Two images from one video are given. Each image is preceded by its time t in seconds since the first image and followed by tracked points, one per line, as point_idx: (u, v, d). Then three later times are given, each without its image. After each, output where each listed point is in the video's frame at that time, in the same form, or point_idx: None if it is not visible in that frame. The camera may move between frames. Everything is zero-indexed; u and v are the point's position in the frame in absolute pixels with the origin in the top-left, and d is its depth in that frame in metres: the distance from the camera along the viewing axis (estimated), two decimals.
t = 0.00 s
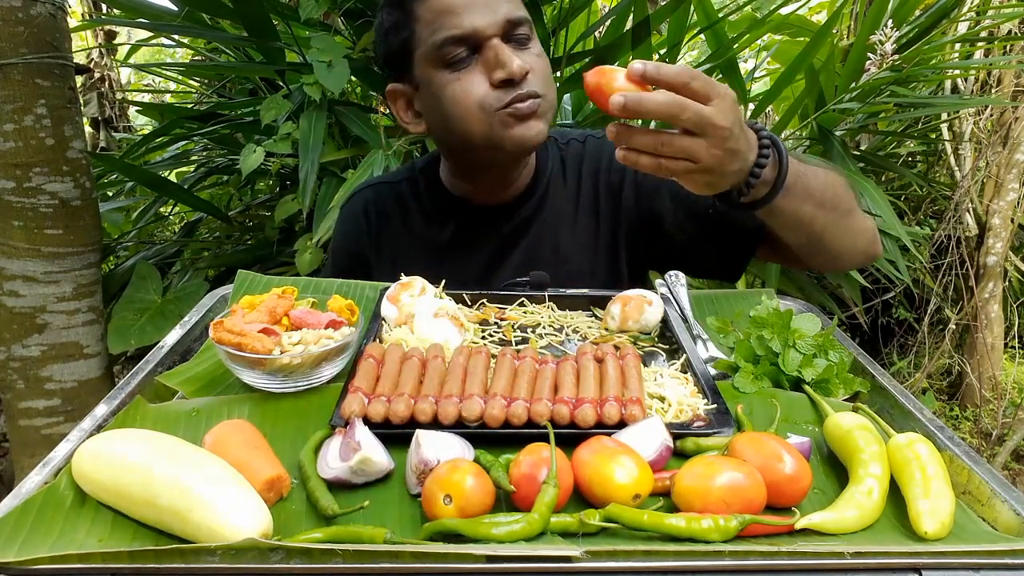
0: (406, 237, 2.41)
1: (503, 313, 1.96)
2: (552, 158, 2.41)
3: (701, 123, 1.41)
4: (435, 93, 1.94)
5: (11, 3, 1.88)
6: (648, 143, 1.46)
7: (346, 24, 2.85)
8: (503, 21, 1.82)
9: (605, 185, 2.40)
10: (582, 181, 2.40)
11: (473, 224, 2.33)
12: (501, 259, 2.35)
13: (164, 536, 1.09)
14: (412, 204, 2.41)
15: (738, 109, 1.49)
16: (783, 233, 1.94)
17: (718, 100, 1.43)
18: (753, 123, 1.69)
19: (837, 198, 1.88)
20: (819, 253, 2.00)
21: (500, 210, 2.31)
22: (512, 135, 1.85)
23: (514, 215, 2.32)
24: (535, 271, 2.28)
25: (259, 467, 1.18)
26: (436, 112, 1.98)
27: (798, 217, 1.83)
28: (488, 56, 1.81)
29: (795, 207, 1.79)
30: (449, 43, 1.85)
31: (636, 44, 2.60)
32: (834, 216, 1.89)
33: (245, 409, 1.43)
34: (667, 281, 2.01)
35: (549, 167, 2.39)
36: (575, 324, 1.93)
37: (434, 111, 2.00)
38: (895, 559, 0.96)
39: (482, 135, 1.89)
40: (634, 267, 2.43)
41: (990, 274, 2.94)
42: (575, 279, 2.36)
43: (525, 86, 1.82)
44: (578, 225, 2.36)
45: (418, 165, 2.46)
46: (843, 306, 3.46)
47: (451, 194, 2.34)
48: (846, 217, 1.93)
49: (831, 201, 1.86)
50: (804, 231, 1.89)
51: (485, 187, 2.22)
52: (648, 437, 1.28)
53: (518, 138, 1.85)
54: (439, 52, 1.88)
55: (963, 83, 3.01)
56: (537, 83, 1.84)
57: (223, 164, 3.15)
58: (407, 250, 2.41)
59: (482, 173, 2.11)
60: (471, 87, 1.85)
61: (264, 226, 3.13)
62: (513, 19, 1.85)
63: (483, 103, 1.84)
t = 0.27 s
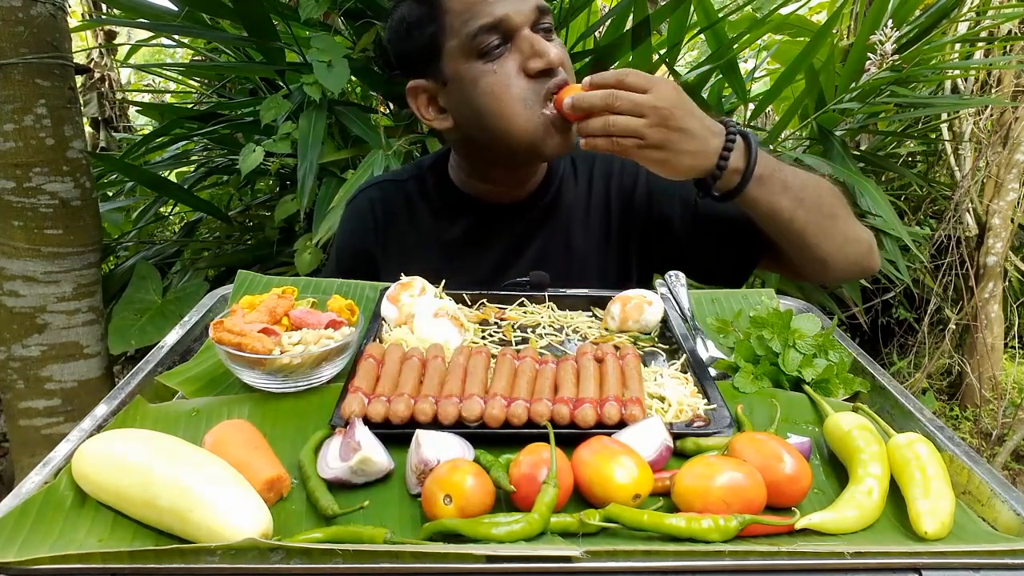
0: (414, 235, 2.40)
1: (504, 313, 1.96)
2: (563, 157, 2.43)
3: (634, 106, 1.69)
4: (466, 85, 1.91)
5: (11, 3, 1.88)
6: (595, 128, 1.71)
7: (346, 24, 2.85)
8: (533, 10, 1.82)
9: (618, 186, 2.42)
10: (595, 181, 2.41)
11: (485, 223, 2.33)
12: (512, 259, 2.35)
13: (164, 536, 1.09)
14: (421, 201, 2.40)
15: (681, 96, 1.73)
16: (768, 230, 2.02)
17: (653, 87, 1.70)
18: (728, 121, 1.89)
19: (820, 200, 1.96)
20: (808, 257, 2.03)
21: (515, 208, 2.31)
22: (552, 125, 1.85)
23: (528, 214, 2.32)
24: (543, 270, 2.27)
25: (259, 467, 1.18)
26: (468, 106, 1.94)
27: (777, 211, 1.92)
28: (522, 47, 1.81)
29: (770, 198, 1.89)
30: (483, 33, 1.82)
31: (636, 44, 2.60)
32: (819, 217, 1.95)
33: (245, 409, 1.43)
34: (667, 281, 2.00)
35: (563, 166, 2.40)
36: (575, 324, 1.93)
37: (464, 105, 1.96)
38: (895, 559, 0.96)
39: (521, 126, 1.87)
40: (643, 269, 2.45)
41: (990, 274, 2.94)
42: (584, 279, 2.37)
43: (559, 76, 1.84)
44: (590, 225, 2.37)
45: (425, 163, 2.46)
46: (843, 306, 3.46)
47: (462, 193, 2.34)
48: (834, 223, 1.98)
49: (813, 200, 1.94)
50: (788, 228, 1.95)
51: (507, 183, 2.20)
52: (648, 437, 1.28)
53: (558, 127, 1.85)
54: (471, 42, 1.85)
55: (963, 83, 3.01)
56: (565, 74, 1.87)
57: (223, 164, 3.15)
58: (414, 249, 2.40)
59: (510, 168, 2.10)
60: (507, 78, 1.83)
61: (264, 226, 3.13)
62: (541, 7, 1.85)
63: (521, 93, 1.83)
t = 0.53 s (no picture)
0: (416, 234, 2.40)
1: (503, 313, 1.96)
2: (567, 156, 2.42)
3: (641, 89, 1.70)
4: (479, 85, 1.90)
5: (11, 3, 1.88)
6: (605, 112, 1.70)
7: (346, 24, 2.84)
8: (547, 11, 1.83)
9: (621, 185, 2.41)
10: (598, 181, 2.40)
11: (487, 222, 2.32)
12: (513, 258, 2.35)
13: (164, 536, 1.09)
14: (422, 200, 2.39)
15: (685, 78, 1.75)
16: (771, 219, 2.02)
17: (657, 70, 1.72)
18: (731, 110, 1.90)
19: (823, 190, 1.96)
20: (812, 248, 2.03)
21: (517, 208, 2.31)
22: (565, 128, 1.85)
23: (531, 213, 2.32)
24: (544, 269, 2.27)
25: (259, 467, 1.18)
26: (480, 106, 1.94)
27: (781, 199, 1.91)
28: (537, 48, 1.81)
29: (774, 185, 1.89)
30: (499, 33, 1.82)
31: (636, 44, 2.60)
32: (822, 207, 1.95)
33: (245, 409, 1.43)
34: (667, 281, 2.01)
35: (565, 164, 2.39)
36: (575, 324, 1.93)
37: (476, 105, 1.95)
38: (895, 559, 0.96)
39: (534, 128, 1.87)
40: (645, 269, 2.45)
41: (990, 274, 2.95)
42: (585, 279, 2.38)
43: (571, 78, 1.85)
44: (592, 225, 2.37)
45: (427, 162, 2.46)
46: (843, 306, 3.46)
47: (464, 192, 2.33)
48: (837, 213, 1.98)
49: (816, 190, 1.94)
50: (790, 218, 1.95)
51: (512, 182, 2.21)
52: (648, 437, 1.28)
53: (569, 131, 1.85)
54: (487, 42, 1.84)
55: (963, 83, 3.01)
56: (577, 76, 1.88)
57: (223, 164, 3.15)
58: (415, 247, 2.40)
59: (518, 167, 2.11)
60: (522, 79, 1.83)
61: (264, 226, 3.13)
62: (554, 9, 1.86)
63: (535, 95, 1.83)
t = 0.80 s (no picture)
0: (415, 233, 2.39)
1: (503, 313, 1.96)
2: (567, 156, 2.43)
3: (647, 86, 1.70)
4: (481, 85, 1.90)
5: (11, 3, 1.88)
6: (610, 108, 1.69)
7: (346, 24, 2.84)
8: (549, 11, 1.83)
9: (621, 186, 2.41)
10: (599, 181, 2.40)
11: (487, 222, 2.32)
12: (512, 258, 2.35)
13: (164, 536, 1.09)
14: (422, 200, 2.40)
15: (689, 76, 1.75)
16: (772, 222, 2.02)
17: (663, 67, 1.72)
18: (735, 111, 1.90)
19: (824, 193, 1.96)
20: (812, 252, 2.02)
21: (517, 208, 2.31)
22: (566, 129, 1.85)
23: (531, 213, 2.32)
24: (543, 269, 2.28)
25: (259, 467, 1.18)
26: (482, 106, 1.94)
27: (783, 201, 1.91)
28: (538, 47, 1.81)
29: (776, 186, 1.89)
30: (501, 32, 1.82)
31: (636, 44, 2.60)
32: (823, 209, 1.95)
33: (245, 409, 1.43)
34: (667, 281, 2.02)
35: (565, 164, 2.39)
36: (575, 324, 1.93)
37: (478, 105, 1.95)
38: (895, 559, 0.96)
39: (536, 129, 1.87)
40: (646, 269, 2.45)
41: (990, 274, 2.95)
42: (584, 279, 2.38)
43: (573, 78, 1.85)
44: (592, 225, 2.37)
45: (427, 162, 2.46)
46: (842, 306, 3.46)
47: (464, 192, 2.33)
48: (838, 217, 1.98)
49: (817, 192, 1.94)
50: (791, 220, 1.95)
51: (513, 182, 2.22)
52: (648, 437, 1.28)
53: (571, 132, 1.85)
54: (488, 41, 1.84)
55: (963, 83, 3.01)
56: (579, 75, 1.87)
57: (223, 164, 3.15)
58: (415, 247, 2.39)
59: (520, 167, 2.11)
60: (524, 79, 1.83)
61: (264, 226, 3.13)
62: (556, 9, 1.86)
63: (537, 96, 1.83)
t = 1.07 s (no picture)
0: (415, 233, 2.39)
1: (503, 313, 1.96)
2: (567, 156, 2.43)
3: (635, 93, 1.71)
4: (479, 82, 1.90)
5: (11, 3, 1.88)
6: (599, 117, 1.71)
7: (346, 24, 2.84)
8: (546, 7, 1.82)
9: (621, 185, 2.41)
10: (599, 182, 2.40)
11: (487, 222, 2.32)
12: (512, 258, 2.35)
13: (164, 536, 1.09)
14: (422, 199, 2.39)
15: (677, 82, 1.77)
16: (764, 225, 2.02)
17: (650, 74, 1.74)
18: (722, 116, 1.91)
19: (816, 196, 1.96)
20: (808, 254, 2.03)
21: (517, 208, 2.31)
22: (565, 125, 1.84)
23: (531, 213, 2.32)
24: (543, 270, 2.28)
25: (260, 467, 1.18)
26: (481, 103, 1.94)
27: (773, 205, 1.92)
28: (535, 43, 1.81)
29: (765, 189, 1.89)
30: (498, 29, 1.82)
31: (636, 44, 2.60)
32: (816, 212, 1.95)
33: (245, 409, 1.43)
34: (667, 281, 2.02)
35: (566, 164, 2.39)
36: (575, 324, 1.93)
37: (477, 102, 1.95)
38: (895, 559, 0.96)
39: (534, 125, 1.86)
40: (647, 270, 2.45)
41: (990, 274, 2.95)
42: (585, 279, 2.38)
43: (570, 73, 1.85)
44: (593, 225, 2.37)
45: (428, 161, 2.46)
46: (842, 306, 3.46)
47: (465, 192, 2.33)
48: (831, 219, 1.98)
49: (809, 196, 1.95)
50: (783, 224, 1.95)
51: (513, 181, 2.21)
52: (648, 438, 1.28)
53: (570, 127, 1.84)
54: (486, 38, 1.84)
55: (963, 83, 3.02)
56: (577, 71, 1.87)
57: (223, 164, 3.15)
58: (415, 247, 2.39)
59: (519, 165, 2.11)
60: (521, 75, 1.83)
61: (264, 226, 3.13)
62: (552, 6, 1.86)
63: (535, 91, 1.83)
